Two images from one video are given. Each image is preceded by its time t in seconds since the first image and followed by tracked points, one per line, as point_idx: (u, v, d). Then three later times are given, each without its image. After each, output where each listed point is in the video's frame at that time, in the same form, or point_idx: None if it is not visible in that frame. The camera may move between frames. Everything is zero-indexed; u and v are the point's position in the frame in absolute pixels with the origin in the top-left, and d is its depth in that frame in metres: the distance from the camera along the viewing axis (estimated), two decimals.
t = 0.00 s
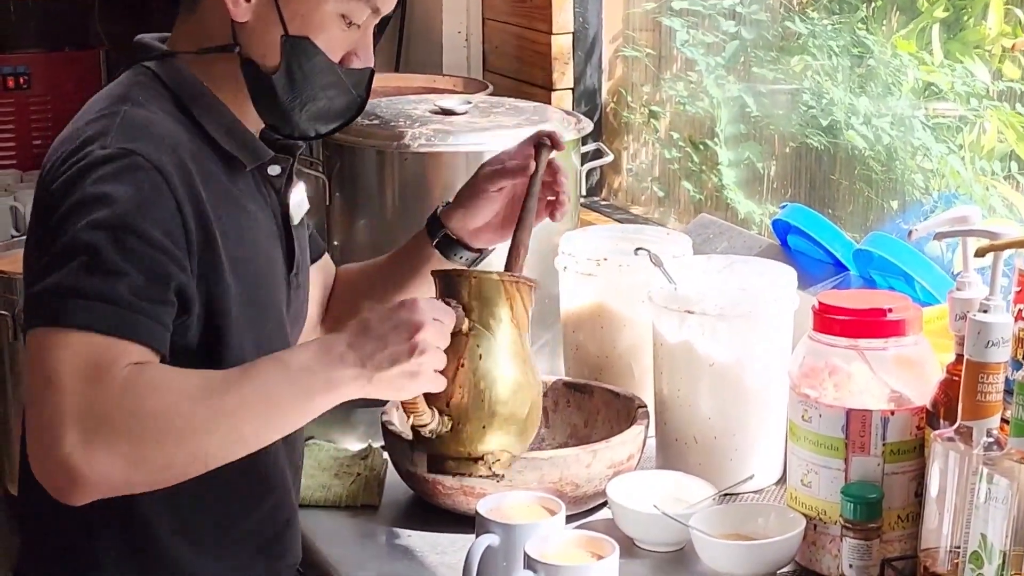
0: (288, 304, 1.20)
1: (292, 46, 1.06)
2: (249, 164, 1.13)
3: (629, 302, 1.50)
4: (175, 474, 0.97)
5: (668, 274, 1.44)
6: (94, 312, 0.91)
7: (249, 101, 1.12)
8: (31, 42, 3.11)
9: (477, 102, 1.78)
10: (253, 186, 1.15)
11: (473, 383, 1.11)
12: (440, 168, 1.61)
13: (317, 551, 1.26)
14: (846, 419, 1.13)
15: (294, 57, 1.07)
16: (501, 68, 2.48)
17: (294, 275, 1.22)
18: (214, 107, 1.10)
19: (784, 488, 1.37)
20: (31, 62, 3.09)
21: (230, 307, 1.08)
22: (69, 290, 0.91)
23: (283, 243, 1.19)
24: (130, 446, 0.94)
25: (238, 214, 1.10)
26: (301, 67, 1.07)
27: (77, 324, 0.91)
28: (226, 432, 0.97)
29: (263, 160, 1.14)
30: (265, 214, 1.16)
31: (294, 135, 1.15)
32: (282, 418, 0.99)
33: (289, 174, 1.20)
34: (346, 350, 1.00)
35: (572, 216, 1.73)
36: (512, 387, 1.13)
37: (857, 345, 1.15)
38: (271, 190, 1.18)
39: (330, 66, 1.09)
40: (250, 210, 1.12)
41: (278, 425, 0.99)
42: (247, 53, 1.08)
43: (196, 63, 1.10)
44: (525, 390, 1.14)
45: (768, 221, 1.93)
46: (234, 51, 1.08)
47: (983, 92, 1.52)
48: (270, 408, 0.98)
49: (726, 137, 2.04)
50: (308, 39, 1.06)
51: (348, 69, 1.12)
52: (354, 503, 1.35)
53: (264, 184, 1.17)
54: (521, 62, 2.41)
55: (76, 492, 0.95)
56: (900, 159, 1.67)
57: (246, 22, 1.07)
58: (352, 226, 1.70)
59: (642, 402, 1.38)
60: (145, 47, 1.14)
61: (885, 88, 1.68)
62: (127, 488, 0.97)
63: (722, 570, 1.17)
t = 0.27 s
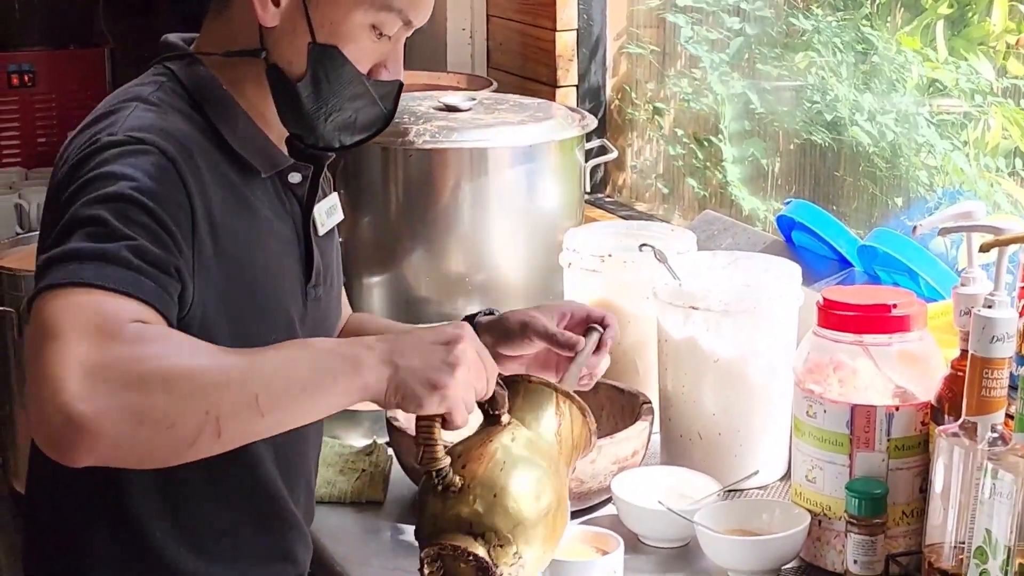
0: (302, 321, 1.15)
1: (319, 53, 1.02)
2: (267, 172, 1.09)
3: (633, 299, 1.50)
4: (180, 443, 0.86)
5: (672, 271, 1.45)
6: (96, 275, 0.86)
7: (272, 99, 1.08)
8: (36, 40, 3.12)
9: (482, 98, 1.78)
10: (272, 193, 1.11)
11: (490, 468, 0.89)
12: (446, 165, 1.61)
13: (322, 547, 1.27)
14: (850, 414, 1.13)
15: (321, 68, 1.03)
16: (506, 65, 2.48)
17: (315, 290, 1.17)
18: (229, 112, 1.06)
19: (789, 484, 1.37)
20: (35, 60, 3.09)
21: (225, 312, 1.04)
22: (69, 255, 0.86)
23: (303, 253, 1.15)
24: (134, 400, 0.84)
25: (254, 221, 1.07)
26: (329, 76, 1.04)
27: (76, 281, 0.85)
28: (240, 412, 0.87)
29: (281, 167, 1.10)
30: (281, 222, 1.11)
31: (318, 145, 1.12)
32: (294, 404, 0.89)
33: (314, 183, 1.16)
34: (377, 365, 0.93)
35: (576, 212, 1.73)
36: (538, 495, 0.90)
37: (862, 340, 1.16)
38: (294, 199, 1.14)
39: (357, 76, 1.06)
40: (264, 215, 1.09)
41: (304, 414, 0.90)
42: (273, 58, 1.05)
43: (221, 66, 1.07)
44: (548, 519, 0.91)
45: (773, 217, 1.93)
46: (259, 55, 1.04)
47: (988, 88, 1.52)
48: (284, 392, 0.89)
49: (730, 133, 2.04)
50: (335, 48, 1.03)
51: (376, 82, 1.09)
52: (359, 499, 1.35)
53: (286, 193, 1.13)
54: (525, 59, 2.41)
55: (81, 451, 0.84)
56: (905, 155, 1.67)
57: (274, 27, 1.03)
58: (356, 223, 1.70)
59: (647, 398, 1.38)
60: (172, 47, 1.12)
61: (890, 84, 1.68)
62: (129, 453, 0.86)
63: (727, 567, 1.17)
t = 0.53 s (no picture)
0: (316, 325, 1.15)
1: (337, 63, 1.02)
2: (287, 178, 1.10)
3: (638, 300, 1.50)
4: (260, 428, 0.85)
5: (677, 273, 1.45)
6: (156, 266, 0.85)
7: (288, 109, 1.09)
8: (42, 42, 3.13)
9: (486, 100, 1.78)
10: (293, 199, 1.12)
11: (519, 486, 0.90)
12: (451, 167, 1.62)
13: (327, 547, 1.27)
14: (855, 416, 1.14)
15: (340, 77, 1.03)
16: (510, 65, 2.49)
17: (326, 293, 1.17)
18: (251, 119, 1.06)
19: (793, 485, 1.37)
20: (41, 60, 3.09)
21: (252, 310, 1.03)
22: (124, 248, 0.85)
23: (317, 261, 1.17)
24: (211, 383, 0.83)
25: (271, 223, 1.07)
26: (346, 86, 1.04)
27: (137, 272, 0.84)
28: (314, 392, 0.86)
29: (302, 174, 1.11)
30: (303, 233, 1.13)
31: (332, 152, 1.12)
32: (363, 388, 0.89)
33: (328, 189, 1.17)
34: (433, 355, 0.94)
35: (580, 213, 1.73)
36: (562, 519, 0.90)
37: (866, 341, 1.15)
38: (311, 205, 1.15)
39: (374, 86, 1.06)
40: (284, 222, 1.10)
41: (377, 398, 0.90)
42: (291, 66, 1.05)
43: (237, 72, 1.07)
44: (571, 544, 0.91)
45: (777, 218, 1.93)
46: (279, 64, 1.05)
47: (992, 88, 1.52)
48: (353, 376, 0.88)
49: (734, 134, 2.04)
50: (356, 58, 1.03)
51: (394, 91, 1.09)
52: (364, 500, 1.35)
53: (304, 198, 1.14)
54: (529, 60, 2.41)
55: (161, 433, 0.82)
56: (909, 156, 1.67)
57: (293, 36, 1.03)
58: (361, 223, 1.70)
59: (651, 399, 1.38)
60: (188, 53, 1.11)
61: (894, 85, 1.69)
62: (206, 441, 0.84)
63: (733, 568, 1.17)
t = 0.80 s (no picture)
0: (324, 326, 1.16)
1: (350, 67, 1.02)
2: (294, 181, 1.10)
3: (642, 301, 1.50)
4: (266, 431, 0.85)
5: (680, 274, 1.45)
6: (166, 269, 0.84)
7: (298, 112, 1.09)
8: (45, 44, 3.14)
9: (490, 102, 1.78)
10: (298, 203, 1.12)
11: (526, 497, 0.91)
12: (455, 168, 1.62)
13: (331, 549, 1.27)
14: (859, 418, 1.14)
15: (351, 81, 1.03)
16: (513, 67, 2.49)
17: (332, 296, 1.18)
18: (262, 123, 1.06)
19: (797, 488, 1.37)
20: (44, 62, 3.09)
21: (259, 313, 1.03)
22: (134, 252, 0.85)
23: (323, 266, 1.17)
24: (216, 387, 0.83)
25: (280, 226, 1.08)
26: (358, 91, 1.04)
27: (147, 276, 0.84)
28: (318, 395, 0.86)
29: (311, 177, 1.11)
30: (308, 236, 1.13)
31: (341, 155, 1.12)
32: (368, 395, 0.89)
33: (335, 193, 1.17)
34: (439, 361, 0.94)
35: (584, 214, 1.73)
36: (568, 530, 0.91)
37: (870, 344, 1.15)
38: (316, 209, 1.16)
39: (383, 91, 1.06)
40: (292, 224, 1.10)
41: (380, 406, 0.90)
42: (302, 70, 1.05)
43: (249, 77, 1.07)
44: (577, 552, 0.91)
45: (780, 219, 1.93)
46: (289, 68, 1.05)
47: (996, 90, 1.52)
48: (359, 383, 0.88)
49: (737, 136, 2.04)
50: (366, 62, 1.03)
51: (401, 96, 1.10)
52: (368, 502, 1.36)
53: (309, 202, 1.15)
54: (532, 61, 2.41)
55: (165, 436, 0.82)
56: (912, 158, 1.67)
57: (304, 39, 1.03)
58: (365, 225, 1.70)
59: (655, 402, 1.38)
60: (196, 56, 1.11)
61: (897, 86, 1.69)
62: (212, 444, 0.83)
63: (736, 569, 1.17)
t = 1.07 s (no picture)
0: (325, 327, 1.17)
1: (347, 65, 1.03)
2: (294, 185, 1.10)
3: (644, 302, 1.50)
4: (236, 463, 0.87)
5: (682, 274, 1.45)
6: (146, 293, 0.86)
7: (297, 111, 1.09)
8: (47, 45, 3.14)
9: (492, 103, 1.79)
10: (297, 206, 1.13)
11: (518, 526, 0.90)
12: (457, 169, 1.62)
13: (333, 550, 1.27)
14: (860, 419, 1.14)
15: (349, 80, 1.03)
16: (515, 67, 2.49)
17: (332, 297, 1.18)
18: (259, 126, 1.06)
19: (799, 487, 1.37)
20: (45, 63, 3.10)
21: (258, 318, 1.04)
22: (117, 273, 0.86)
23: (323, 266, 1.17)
24: (188, 419, 0.85)
25: (280, 233, 1.08)
26: (356, 89, 1.04)
27: (127, 300, 0.85)
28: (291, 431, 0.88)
29: (309, 178, 1.11)
30: (307, 239, 1.13)
31: (341, 153, 1.12)
32: (350, 429, 0.90)
33: (335, 194, 1.17)
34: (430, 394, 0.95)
35: (586, 215, 1.73)
36: (559, 553, 0.91)
37: (872, 345, 1.15)
38: (316, 211, 1.16)
39: (382, 88, 1.06)
40: (291, 228, 1.10)
41: (363, 437, 0.91)
42: (299, 70, 1.05)
43: (248, 79, 1.07)
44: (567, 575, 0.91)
45: (782, 220, 1.93)
46: (287, 68, 1.05)
47: (997, 91, 1.52)
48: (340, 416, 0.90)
49: (739, 137, 2.04)
50: (363, 59, 1.03)
51: (400, 92, 1.10)
52: (370, 503, 1.36)
53: (308, 205, 1.15)
54: (533, 62, 2.41)
55: (136, 464, 0.85)
56: (914, 158, 1.67)
57: (301, 39, 1.03)
58: (367, 226, 1.70)
59: (657, 402, 1.38)
60: (196, 59, 1.11)
61: (898, 87, 1.69)
62: (182, 471, 0.86)
63: (738, 570, 1.17)
